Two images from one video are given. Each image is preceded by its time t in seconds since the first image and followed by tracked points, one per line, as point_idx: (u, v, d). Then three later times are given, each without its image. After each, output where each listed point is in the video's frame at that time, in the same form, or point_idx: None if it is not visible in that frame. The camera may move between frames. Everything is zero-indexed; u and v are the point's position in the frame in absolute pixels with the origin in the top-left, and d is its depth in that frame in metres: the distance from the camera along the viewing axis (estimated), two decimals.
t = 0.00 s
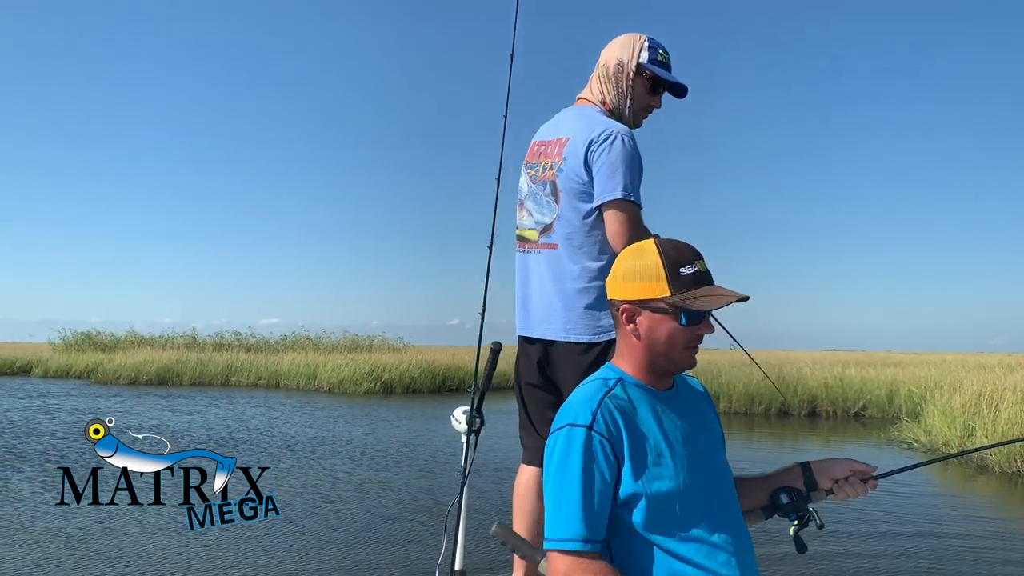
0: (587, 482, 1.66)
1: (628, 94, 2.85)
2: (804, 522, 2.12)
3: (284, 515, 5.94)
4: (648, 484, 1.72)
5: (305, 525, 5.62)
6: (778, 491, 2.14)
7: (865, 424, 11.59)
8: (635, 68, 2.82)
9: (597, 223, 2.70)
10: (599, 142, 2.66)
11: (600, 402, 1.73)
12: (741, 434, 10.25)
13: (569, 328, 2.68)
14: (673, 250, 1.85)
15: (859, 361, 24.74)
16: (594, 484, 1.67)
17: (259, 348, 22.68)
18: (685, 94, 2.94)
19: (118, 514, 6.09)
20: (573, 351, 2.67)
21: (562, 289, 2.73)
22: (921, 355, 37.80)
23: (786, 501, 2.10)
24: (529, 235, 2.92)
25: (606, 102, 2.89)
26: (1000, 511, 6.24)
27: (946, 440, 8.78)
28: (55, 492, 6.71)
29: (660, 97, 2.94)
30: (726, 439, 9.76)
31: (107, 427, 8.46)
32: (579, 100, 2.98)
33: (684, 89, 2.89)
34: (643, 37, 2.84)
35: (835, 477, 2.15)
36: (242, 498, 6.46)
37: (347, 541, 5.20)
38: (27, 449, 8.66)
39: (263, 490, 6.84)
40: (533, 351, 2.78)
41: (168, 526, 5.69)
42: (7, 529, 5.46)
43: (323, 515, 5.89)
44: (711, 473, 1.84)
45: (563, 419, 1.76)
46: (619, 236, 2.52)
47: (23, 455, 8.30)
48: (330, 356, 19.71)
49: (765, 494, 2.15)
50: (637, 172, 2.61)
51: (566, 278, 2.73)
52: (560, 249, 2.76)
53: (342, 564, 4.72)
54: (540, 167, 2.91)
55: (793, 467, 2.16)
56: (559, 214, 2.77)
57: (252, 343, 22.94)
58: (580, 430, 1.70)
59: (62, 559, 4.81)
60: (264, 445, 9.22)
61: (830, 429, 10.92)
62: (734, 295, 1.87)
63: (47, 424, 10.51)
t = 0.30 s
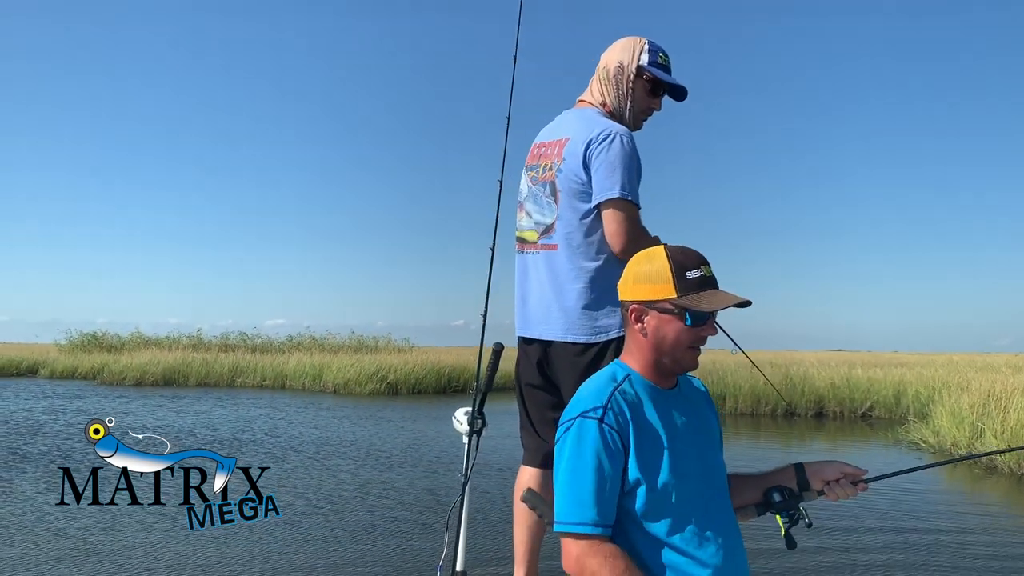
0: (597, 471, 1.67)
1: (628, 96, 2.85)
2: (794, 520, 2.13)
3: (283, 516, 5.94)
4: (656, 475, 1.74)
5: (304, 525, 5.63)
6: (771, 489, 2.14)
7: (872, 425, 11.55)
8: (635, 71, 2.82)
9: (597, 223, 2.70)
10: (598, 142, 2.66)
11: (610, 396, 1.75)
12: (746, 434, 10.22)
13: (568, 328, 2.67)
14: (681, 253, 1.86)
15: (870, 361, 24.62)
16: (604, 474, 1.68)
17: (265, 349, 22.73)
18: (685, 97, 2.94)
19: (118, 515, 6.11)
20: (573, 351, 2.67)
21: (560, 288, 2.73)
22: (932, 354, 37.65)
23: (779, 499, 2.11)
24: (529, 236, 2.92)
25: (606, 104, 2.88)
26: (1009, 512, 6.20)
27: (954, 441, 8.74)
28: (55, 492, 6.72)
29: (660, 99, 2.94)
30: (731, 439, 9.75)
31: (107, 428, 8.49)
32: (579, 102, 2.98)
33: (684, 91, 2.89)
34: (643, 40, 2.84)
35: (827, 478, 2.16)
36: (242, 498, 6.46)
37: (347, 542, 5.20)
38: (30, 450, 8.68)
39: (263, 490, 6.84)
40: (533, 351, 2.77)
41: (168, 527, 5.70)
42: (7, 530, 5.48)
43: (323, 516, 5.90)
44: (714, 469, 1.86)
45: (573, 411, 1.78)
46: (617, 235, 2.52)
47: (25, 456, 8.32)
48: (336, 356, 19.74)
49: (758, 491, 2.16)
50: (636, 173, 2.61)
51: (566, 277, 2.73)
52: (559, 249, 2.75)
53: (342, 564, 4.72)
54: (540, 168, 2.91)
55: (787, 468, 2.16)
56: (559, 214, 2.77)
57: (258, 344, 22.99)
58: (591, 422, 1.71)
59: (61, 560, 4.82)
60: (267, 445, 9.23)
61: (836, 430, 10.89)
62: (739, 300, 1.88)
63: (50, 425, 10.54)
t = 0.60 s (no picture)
0: (589, 465, 1.68)
1: (622, 99, 2.84)
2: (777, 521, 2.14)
3: (282, 516, 5.95)
4: (646, 471, 1.75)
5: (304, 526, 5.64)
6: (755, 491, 2.13)
7: (877, 422, 11.53)
8: (630, 73, 2.82)
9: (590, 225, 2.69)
10: (591, 145, 2.65)
11: (605, 394, 1.76)
12: (750, 432, 10.20)
13: (561, 330, 2.67)
14: (690, 265, 1.85)
15: (879, 358, 24.52)
16: (596, 467, 1.69)
17: (269, 350, 22.76)
18: (679, 100, 2.93)
19: (118, 516, 6.12)
20: (567, 353, 2.66)
21: (553, 290, 2.73)
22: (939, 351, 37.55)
23: (762, 501, 2.10)
24: (523, 238, 2.92)
25: (601, 107, 2.87)
26: (1015, 509, 6.18)
27: (961, 437, 8.71)
28: (55, 493, 6.75)
29: (654, 102, 2.93)
30: (736, 437, 9.73)
31: (108, 428, 8.51)
32: (574, 104, 2.97)
33: (679, 94, 2.88)
34: (638, 43, 2.84)
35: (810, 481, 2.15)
36: (242, 498, 6.47)
37: (347, 542, 5.21)
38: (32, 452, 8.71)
39: (263, 490, 6.85)
40: (529, 354, 2.77)
41: (168, 527, 5.72)
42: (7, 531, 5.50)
43: (322, 516, 5.91)
44: (702, 468, 1.87)
45: (569, 406, 1.79)
46: (611, 239, 2.52)
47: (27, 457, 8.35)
48: (340, 357, 19.76)
49: (743, 493, 2.15)
50: (629, 176, 2.60)
51: (558, 279, 2.72)
52: (552, 251, 2.75)
53: (342, 564, 4.72)
54: (535, 170, 2.91)
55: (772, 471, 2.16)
56: (552, 217, 2.76)
57: (262, 345, 23.03)
58: (585, 417, 1.73)
59: (60, 561, 4.83)
60: (269, 446, 9.24)
61: (842, 428, 10.88)
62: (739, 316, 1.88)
63: (53, 426, 10.57)
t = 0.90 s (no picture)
0: (579, 460, 1.69)
1: (625, 102, 2.83)
2: (766, 521, 2.14)
3: (282, 516, 5.94)
4: (637, 468, 1.75)
5: (303, 526, 5.62)
6: (745, 490, 2.13)
7: (881, 419, 11.51)
8: (634, 76, 2.81)
9: (589, 227, 2.68)
10: (591, 146, 2.64)
11: (598, 390, 1.76)
12: (754, 430, 10.19)
13: (560, 331, 2.67)
14: (684, 268, 1.85)
15: (885, 356, 24.47)
16: (587, 463, 1.70)
17: (272, 349, 22.80)
18: (683, 104, 2.91)
19: (118, 516, 6.13)
20: (568, 354, 2.66)
21: (551, 290, 2.73)
22: (944, 348, 37.52)
23: (752, 501, 2.10)
24: (523, 238, 2.92)
25: (603, 109, 2.87)
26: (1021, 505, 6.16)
27: (967, 435, 8.69)
28: (55, 493, 6.75)
29: (658, 106, 2.92)
30: (740, 435, 9.72)
31: (108, 428, 8.52)
32: (577, 106, 2.96)
33: (683, 99, 2.86)
34: (643, 46, 2.82)
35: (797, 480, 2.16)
36: (242, 498, 6.47)
37: (347, 541, 5.20)
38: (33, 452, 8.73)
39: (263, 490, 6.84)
40: (529, 355, 2.77)
41: (168, 527, 5.72)
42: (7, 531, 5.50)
43: (322, 516, 5.89)
44: (692, 465, 1.88)
45: (561, 402, 1.79)
46: (610, 240, 2.51)
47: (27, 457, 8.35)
48: (343, 356, 19.79)
49: (732, 493, 2.14)
50: (629, 178, 2.59)
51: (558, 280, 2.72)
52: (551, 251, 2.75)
53: (342, 564, 4.71)
54: (536, 170, 2.91)
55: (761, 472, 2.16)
56: (552, 218, 2.76)
57: (265, 344, 23.07)
58: (576, 413, 1.73)
59: (59, 561, 4.83)
60: (270, 446, 9.24)
61: (846, 425, 10.85)
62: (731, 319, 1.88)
63: (54, 426, 10.58)
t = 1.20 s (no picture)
0: (570, 458, 1.69)
1: (633, 104, 2.83)
2: (753, 521, 2.15)
3: (282, 516, 5.90)
4: (628, 465, 1.75)
5: (303, 525, 5.58)
6: (732, 490, 2.15)
7: (886, 420, 11.49)
8: (644, 79, 2.80)
9: (591, 223, 2.67)
10: (595, 143, 2.63)
11: (588, 387, 1.76)
12: (759, 430, 10.18)
13: (563, 326, 2.67)
14: (671, 264, 1.85)
15: (890, 356, 24.43)
16: (578, 461, 1.70)
17: (275, 347, 22.81)
18: (692, 109, 2.91)
19: (118, 515, 6.08)
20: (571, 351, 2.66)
21: (552, 286, 2.73)
22: (949, 348, 37.47)
23: (739, 501, 2.11)
24: (529, 236, 2.93)
25: (611, 110, 2.87)
26: None
27: (973, 435, 8.67)
28: (55, 492, 6.71)
29: (666, 110, 2.92)
30: (744, 435, 9.70)
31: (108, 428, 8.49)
32: (586, 106, 2.96)
33: (692, 105, 2.86)
34: (655, 49, 2.81)
35: (784, 480, 2.18)
36: (242, 498, 6.44)
37: (348, 541, 5.16)
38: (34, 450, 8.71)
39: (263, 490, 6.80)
40: (533, 353, 2.78)
41: (167, 527, 5.68)
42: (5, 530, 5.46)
43: (322, 516, 5.85)
44: (684, 461, 1.87)
45: (552, 400, 1.79)
46: (612, 235, 2.49)
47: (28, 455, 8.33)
48: (346, 354, 19.80)
49: (719, 493, 2.16)
50: (632, 174, 2.57)
51: (561, 276, 2.71)
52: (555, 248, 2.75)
53: (342, 564, 4.68)
54: (542, 168, 2.91)
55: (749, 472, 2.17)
56: (555, 214, 2.76)
57: (268, 343, 23.08)
58: (567, 410, 1.73)
59: (57, 560, 4.79)
60: (272, 444, 9.24)
61: (851, 426, 10.82)
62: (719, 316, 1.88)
63: (56, 424, 10.57)
